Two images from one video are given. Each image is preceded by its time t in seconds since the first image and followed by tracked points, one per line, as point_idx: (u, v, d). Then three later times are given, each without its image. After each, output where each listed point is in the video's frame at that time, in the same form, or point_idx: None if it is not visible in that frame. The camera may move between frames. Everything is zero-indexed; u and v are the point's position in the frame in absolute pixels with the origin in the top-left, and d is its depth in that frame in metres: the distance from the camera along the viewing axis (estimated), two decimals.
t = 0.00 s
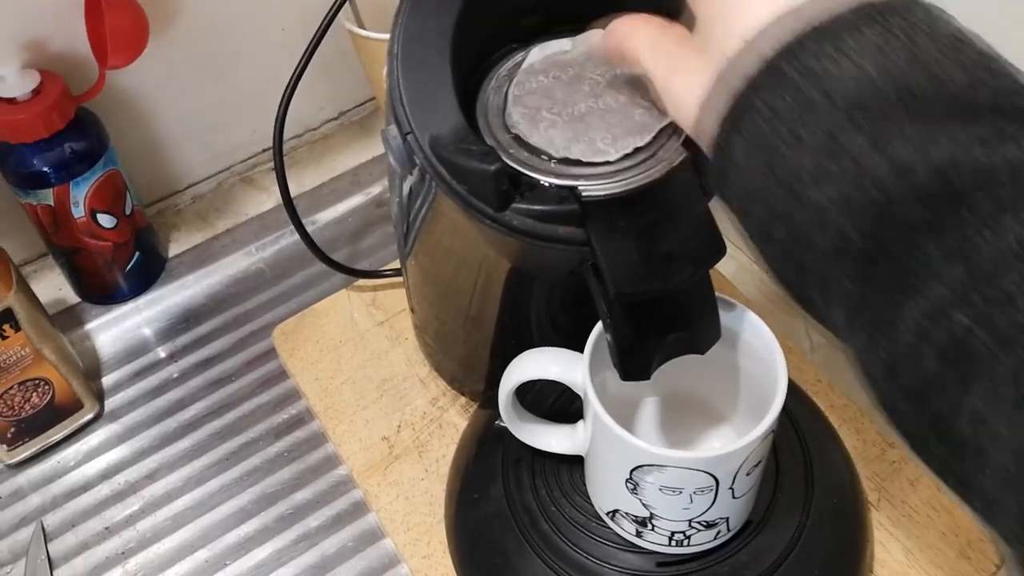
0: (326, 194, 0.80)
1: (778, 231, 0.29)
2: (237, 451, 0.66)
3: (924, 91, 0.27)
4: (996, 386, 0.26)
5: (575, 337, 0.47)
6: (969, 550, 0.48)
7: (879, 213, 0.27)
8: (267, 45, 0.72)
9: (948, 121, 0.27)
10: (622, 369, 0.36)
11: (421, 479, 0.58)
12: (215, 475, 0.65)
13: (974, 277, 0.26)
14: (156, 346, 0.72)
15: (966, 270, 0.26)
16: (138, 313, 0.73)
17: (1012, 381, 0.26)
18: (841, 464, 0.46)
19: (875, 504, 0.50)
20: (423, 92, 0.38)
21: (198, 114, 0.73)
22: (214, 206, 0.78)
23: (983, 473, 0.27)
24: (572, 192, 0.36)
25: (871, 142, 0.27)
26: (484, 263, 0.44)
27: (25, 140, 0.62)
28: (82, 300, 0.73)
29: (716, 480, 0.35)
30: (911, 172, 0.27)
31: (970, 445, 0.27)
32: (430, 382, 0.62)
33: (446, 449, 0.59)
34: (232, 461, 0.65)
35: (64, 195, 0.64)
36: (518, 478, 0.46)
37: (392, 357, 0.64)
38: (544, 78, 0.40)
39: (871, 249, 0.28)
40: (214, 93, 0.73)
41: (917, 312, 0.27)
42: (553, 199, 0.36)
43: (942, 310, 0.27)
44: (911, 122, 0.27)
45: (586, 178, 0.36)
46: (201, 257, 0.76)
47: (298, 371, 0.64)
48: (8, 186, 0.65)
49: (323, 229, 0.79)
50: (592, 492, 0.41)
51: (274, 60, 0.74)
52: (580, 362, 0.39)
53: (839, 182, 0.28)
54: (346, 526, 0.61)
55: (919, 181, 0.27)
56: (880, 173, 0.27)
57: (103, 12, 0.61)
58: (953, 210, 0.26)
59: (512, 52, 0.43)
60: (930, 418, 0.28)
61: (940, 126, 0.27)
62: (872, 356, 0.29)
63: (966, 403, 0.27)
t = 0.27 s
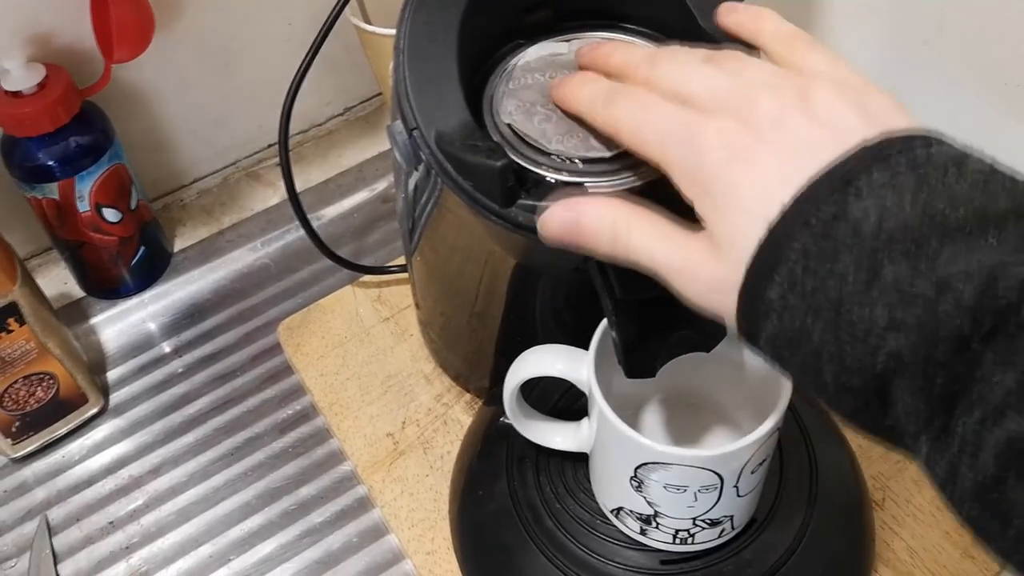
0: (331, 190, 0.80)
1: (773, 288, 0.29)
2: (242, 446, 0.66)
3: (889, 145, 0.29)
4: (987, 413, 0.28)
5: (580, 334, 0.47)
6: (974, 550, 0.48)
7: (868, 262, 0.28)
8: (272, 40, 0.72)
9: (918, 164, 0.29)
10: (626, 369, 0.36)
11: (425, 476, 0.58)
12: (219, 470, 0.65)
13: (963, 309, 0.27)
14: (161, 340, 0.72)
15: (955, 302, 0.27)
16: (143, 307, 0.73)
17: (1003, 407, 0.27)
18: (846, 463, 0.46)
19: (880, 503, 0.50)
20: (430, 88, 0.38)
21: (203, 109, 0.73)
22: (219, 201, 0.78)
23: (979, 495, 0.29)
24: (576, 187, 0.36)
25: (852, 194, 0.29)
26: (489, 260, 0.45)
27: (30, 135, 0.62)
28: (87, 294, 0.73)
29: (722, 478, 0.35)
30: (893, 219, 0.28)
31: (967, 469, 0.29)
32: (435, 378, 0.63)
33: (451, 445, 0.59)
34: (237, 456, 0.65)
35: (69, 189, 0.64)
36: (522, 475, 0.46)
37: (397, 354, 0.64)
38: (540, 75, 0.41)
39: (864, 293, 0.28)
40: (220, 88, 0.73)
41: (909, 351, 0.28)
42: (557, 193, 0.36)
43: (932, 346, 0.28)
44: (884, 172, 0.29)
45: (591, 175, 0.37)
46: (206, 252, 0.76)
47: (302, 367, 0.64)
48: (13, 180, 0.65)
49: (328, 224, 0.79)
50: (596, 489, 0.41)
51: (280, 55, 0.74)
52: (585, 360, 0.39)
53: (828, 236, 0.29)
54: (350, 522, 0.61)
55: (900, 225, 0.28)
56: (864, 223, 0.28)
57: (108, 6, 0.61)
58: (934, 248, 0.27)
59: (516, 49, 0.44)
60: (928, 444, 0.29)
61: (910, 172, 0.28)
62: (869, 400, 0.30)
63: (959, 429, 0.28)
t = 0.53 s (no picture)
0: (335, 186, 0.80)
1: (761, 305, 0.30)
2: (245, 442, 0.66)
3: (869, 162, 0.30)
4: (974, 427, 0.28)
5: (583, 331, 0.47)
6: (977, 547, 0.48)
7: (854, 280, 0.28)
8: (276, 36, 0.72)
9: (899, 178, 0.29)
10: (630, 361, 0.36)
11: (428, 472, 0.58)
12: (222, 466, 0.65)
13: (947, 325, 0.27)
14: (165, 337, 0.72)
15: (939, 318, 0.27)
16: (147, 303, 0.74)
17: (990, 420, 0.28)
18: (848, 461, 0.46)
19: (882, 501, 0.50)
20: (434, 84, 0.38)
21: (207, 105, 0.73)
22: (223, 197, 0.78)
23: (966, 510, 0.29)
24: (582, 185, 0.36)
25: (835, 213, 0.29)
26: (493, 257, 0.45)
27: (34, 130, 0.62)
28: (91, 290, 0.73)
29: (724, 475, 0.35)
30: (876, 236, 0.28)
31: (955, 482, 0.29)
32: (438, 375, 0.63)
33: (453, 442, 0.59)
34: (239, 452, 0.65)
35: (73, 184, 0.65)
36: (525, 472, 0.46)
37: (400, 351, 0.64)
38: (548, 74, 0.41)
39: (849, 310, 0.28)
40: (224, 84, 0.73)
41: (896, 367, 0.28)
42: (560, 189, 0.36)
43: (918, 361, 0.28)
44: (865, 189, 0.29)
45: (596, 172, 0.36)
46: (210, 249, 0.76)
47: (305, 363, 0.64)
48: (17, 176, 0.65)
49: (331, 221, 0.79)
50: (599, 486, 0.41)
51: (283, 51, 0.74)
52: (588, 357, 0.39)
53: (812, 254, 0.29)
54: (353, 518, 0.61)
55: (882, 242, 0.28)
56: (847, 242, 0.29)
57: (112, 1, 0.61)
58: (919, 262, 0.28)
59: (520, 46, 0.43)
60: (915, 458, 0.29)
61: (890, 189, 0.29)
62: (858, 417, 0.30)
63: (947, 443, 0.29)
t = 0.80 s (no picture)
0: (337, 185, 0.80)
1: (763, 311, 0.30)
2: (248, 440, 0.66)
3: (871, 171, 0.31)
4: (975, 431, 0.28)
5: (585, 330, 0.48)
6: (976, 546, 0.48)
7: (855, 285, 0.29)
8: (280, 35, 0.73)
9: (900, 187, 0.30)
10: (632, 360, 0.36)
11: (430, 470, 0.58)
12: (225, 463, 0.65)
13: (948, 328, 0.28)
14: (168, 334, 0.73)
15: (940, 321, 0.28)
16: (150, 301, 0.74)
17: (991, 424, 0.28)
18: (849, 459, 0.46)
19: (882, 499, 0.50)
20: (438, 83, 0.39)
21: (210, 104, 0.73)
22: (226, 195, 0.78)
23: (967, 514, 0.29)
24: (586, 184, 0.36)
25: (837, 219, 0.30)
26: (496, 256, 0.45)
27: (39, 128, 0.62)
28: (94, 287, 0.73)
29: (726, 473, 0.35)
30: (877, 241, 0.29)
31: (956, 486, 0.29)
32: (440, 374, 0.63)
33: (455, 440, 0.59)
34: (242, 449, 0.65)
35: (77, 182, 0.65)
36: (527, 470, 0.46)
37: (403, 349, 0.65)
38: (553, 73, 0.41)
39: (851, 314, 0.29)
40: (228, 83, 0.73)
41: (897, 370, 0.28)
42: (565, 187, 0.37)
43: (920, 364, 0.28)
44: (867, 197, 0.30)
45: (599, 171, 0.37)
46: (213, 247, 0.76)
47: (308, 361, 0.64)
48: (22, 174, 0.65)
49: (333, 219, 0.79)
50: (601, 484, 0.41)
51: (287, 49, 0.74)
52: (590, 355, 0.39)
53: (815, 260, 0.29)
54: (355, 515, 0.61)
55: (883, 247, 0.29)
56: (848, 246, 0.29)
57: None
58: (921, 266, 0.28)
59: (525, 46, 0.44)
60: (916, 461, 0.30)
61: (892, 196, 0.30)
62: (860, 421, 0.30)
63: (948, 446, 0.29)
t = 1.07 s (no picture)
0: (341, 186, 0.81)
1: (761, 310, 0.30)
2: (252, 439, 0.66)
3: (869, 171, 0.31)
4: (972, 428, 0.28)
5: (588, 329, 0.48)
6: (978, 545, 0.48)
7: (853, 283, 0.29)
8: (284, 36, 0.73)
9: (898, 187, 0.30)
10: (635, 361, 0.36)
11: (433, 469, 0.58)
12: (229, 463, 0.65)
13: (945, 324, 0.28)
14: (172, 335, 0.73)
15: (937, 318, 0.28)
16: (155, 301, 0.74)
17: (988, 421, 0.28)
18: (851, 458, 0.46)
19: (884, 498, 0.50)
20: (442, 84, 0.39)
21: (214, 105, 0.74)
22: (229, 196, 0.78)
23: (965, 511, 0.29)
24: (589, 183, 0.37)
25: (835, 218, 0.30)
26: (499, 255, 0.45)
27: (44, 129, 0.62)
28: (99, 288, 0.74)
29: (728, 471, 0.35)
30: (875, 239, 0.29)
31: (954, 483, 0.29)
32: (443, 373, 0.63)
33: (458, 440, 0.60)
34: (247, 449, 0.66)
35: (82, 183, 0.65)
36: (530, 469, 0.46)
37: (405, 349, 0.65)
38: (556, 73, 0.41)
39: (849, 311, 0.29)
40: (232, 84, 0.73)
41: (895, 367, 0.29)
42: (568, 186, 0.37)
43: (917, 361, 0.28)
44: (865, 196, 0.30)
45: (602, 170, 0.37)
46: (216, 248, 0.76)
47: (311, 361, 0.65)
48: (27, 174, 0.66)
49: (336, 220, 0.80)
50: (603, 482, 0.41)
51: (291, 50, 0.74)
52: (593, 353, 0.39)
53: (813, 258, 0.30)
54: (359, 514, 0.61)
55: (880, 245, 0.29)
56: (847, 244, 0.29)
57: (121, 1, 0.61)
58: (918, 264, 0.29)
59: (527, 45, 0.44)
60: (914, 459, 0.30)
61: (889, 195, 0.30)
62: (858, 418, 0.30)
63: (945, 443, 0.29)
